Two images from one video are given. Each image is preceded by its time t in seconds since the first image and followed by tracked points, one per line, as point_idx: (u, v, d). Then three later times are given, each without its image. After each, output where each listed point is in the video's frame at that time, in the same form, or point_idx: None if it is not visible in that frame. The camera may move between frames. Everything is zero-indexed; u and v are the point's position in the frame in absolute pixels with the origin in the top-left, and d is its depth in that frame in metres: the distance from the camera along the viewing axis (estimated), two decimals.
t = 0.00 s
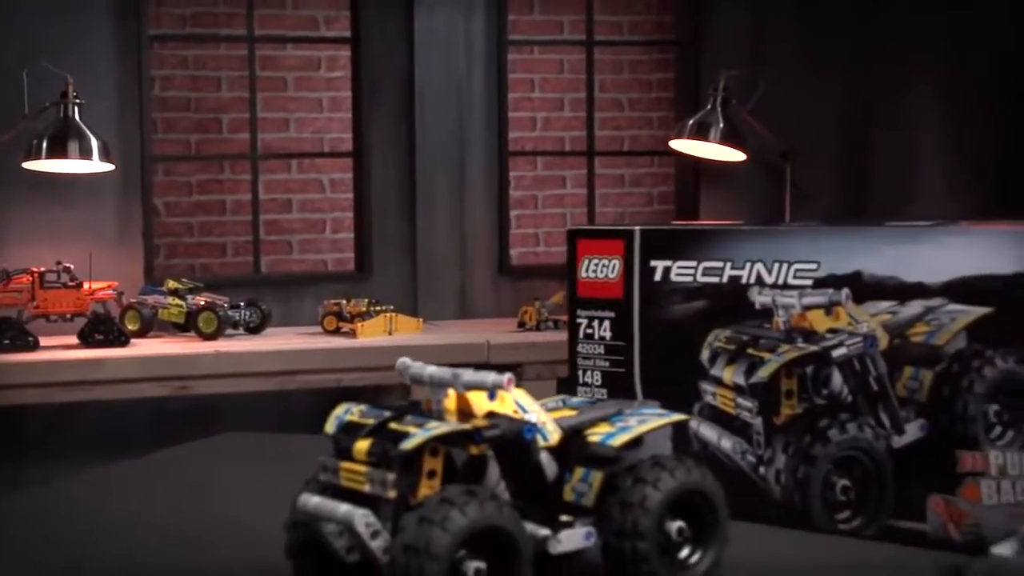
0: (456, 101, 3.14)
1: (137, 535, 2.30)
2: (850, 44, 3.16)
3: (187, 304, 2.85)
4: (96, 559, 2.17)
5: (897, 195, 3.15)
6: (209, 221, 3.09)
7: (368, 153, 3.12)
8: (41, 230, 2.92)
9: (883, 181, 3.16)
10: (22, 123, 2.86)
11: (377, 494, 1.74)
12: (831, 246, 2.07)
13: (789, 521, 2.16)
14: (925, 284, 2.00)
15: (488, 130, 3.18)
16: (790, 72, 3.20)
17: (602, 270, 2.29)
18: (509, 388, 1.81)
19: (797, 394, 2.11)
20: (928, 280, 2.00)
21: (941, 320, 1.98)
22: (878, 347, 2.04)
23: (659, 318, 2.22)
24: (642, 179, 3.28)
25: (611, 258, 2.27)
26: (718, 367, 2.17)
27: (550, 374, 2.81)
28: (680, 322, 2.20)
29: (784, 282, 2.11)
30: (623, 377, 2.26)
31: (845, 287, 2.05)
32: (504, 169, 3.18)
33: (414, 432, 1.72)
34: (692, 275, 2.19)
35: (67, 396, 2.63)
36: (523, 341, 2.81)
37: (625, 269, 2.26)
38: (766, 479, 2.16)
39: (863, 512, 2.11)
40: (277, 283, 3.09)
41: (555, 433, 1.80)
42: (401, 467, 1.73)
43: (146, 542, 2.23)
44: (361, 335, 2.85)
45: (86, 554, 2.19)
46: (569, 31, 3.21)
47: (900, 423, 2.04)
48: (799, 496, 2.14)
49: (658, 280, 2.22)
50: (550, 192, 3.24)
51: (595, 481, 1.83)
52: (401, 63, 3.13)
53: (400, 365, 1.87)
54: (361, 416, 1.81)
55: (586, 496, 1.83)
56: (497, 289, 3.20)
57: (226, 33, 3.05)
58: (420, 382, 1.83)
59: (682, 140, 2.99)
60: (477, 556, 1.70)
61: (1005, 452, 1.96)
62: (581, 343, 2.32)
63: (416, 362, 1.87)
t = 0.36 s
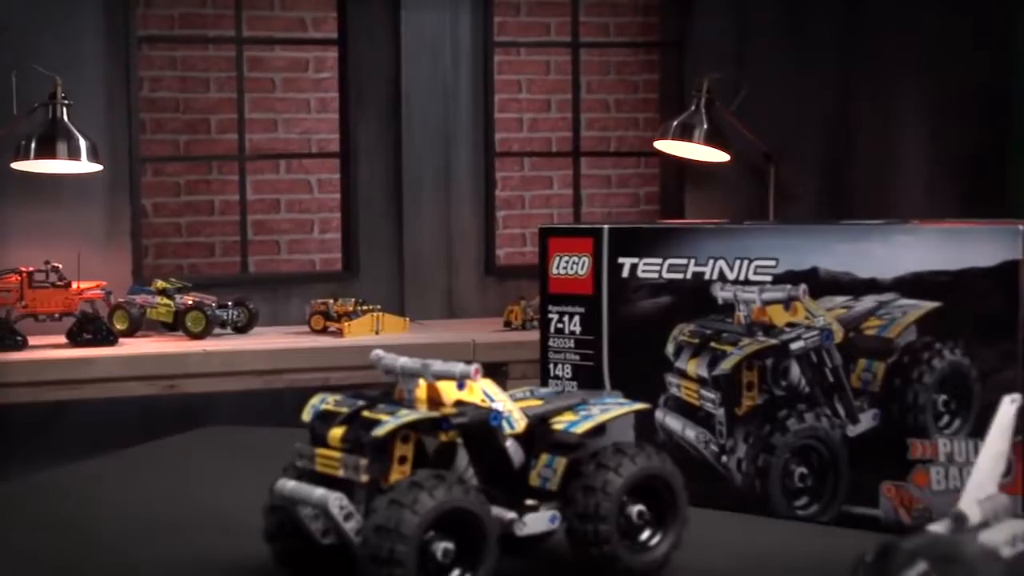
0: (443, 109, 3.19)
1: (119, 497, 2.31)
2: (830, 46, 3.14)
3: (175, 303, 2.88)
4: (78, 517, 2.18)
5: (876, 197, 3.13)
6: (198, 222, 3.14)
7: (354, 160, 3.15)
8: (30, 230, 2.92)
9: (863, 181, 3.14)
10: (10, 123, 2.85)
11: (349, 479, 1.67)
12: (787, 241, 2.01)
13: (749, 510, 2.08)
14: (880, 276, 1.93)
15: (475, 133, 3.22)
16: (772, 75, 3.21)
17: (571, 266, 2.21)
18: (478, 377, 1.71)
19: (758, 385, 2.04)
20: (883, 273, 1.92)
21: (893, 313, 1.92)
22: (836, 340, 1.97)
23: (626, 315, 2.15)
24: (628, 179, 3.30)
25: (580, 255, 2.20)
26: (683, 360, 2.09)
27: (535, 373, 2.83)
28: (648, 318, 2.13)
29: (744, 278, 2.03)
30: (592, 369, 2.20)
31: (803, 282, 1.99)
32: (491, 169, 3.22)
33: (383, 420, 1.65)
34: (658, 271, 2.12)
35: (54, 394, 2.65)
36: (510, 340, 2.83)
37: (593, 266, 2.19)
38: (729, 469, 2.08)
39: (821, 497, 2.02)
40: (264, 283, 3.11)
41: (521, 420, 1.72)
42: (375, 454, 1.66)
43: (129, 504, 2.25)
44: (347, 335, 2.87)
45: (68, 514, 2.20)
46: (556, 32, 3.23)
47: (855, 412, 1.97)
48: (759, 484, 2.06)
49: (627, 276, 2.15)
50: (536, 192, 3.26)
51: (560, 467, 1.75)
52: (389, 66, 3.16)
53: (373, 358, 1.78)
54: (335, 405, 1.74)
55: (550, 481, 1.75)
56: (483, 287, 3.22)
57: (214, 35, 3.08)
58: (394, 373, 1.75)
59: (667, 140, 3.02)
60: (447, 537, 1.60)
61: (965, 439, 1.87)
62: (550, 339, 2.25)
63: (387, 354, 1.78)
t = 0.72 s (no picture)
0: (430, 108, 3.21)
1: (107, 486, 2.33)
2: (814, 48, 3.09)
3: (164, 304, 2.90)
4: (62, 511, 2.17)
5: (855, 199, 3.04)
6: (191, 223, 3.22)
7: (343, 160, 3.18)
8: (20, 232, 2.94)
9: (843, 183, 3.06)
10: None
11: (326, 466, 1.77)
12: (753, 241, 2.12)
13: (713, 498, 2.20)
14: (838, 274, 2.05)
15: (462, 132, 3.24)
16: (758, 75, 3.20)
17: (543, 265, 2.35)
18: (448, 369, 1.81)
19: (722, 377, 2.16)
20: (839, 271, 2.05)
21: (850, 310, 2.04)
22: (795, 335, 2.09)
23: (598, 312, 2.28)
24: (615, 180, 3.33)
25: (552, 254, 2.34)
26: (651, 354, 2.22)
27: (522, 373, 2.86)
28: (617, 315, 2.26)
29: (709, 276, 2.16)
30: (564, 363, 2.33)
31: (764, 279, 2.11)
32: (478, 171, 3.23)
33: (360, 408, 1.76)
34: (627, 270, 2.24)
35: (44, 393, 2.68)
36: (497, 340, 2.85)
37: (565, 265, 2.32)
38: (695, 459, 2.21)
39: (781, 487, 2.15)
40: (253, 284, 3.13)
41: (491, 411, 1.82)
42: (351, 441, 1.77)
43: (116, 493, 2.27)
44: (335, 335, 2.89)
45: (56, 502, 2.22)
46: (543, 35, 3.26)
47: (813, 404, 2.09)
48: (724, 473, 2.18)
49: (598, 274, 2.28)
50: (524, 193, 3.29)
51: (528, 455, 1.86)
52: (377, 65, 3.18)
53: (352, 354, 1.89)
54: (314, 395, 1.84)
55: (519, 468, 1.87)
56: (470, 288, 3.24)
57: (205, 38, 3.12)
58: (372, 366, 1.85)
59: (653, 142, 3.05)
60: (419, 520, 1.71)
61: (916, 431, 2.01)
62: (524, 333, 2.39)
63: (364, 349, 1.89)
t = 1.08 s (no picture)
0: (420, 109, 3.20)
1: (98, 474, 2.35)
2: (804, 47, 3.07)
3: (155, 303, 2.92)
4: (48, 497, 2.18)
5: (842, 195, 3.06)
6: (181, 224, 3.25)
7: (333, 159, 3.17)
8: (12, 233, 2.95)
9: (831, 179, 3.07)
10: None
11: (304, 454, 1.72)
12: (714, 237, 2.06)
13: (679, 488, 2.12)
14: (797, 271, 1.99)
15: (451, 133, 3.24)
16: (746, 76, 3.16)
17: (517, 263, 2.26)
18: (424, 359, 1.77)
19: (689, 370, 2.08)
20: (800, 268, 1.99)
21: (809, 306, 1.99)
22: (759, 329, 2.02)
23: (571, 308, 2.20)
24: (604, 181, 3.38)
25: (526, 252, 2.25)
26: (622, 349, 2.14)
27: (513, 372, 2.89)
28: (592, 312, 2.18)
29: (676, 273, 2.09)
30: (540, 358, 2.24)
31: (729, 277, 2.05)
32: (467, 172, 3.25)
33: (336, 398, 1.71)
34: (599, 267, 2.17)
35: (36, 393, 2.70)
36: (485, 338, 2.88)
37: (540, 263, 2.23)
38: (663, 450, 2.12)
39: (746, 475, 2.08)
40: (243, 284, 3.15)
41: (464, 402, 1.77)
42: (328, 429, 1.72)
43: (107, 479, 2.29)
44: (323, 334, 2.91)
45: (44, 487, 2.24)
46: (533, 36, 3.30)
47: (776, 396, 2.02)
48: (691, 463, 2.09)
49: (570, 271, 2.20)
50: (514, 194, 3.34)
51: (498, 444, 1.79)
52: (366, 65, 3.17)
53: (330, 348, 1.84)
54: (294, 386, 1.80)
55: (490, 457, 1.80)
56: (460, 287, 3.25)
57: (195, 39, 3.14)
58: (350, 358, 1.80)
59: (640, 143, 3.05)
60: (394, 506, 1.64)
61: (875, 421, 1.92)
62: (500, 332, 2.29)
63: (341, 341, 1.84)
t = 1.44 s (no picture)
0: (406, 107, 3.22)
1: (84, 464, 2.37)
2: (788, 48, 3.13)
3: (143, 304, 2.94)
4: (34, 487, 2.20)
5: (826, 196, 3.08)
6: (170, 225, 3.27)
7: (319, 159, 3.19)
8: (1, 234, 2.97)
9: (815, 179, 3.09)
10: None
11: (282, 444, 1.76)
12: (680, 235, 2.09)
13: (646, 479, 2.14)
14: (756, 270, 2.02)
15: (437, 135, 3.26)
16: (728, 79, 3.20)
17: (491, 261, 2.28)
18: (397, 353, 1.81)
19: (656, 365, 2.09)
20: (759, 266, 2.02)
21: (770, 301, 2.01)
22: (722, 325, 2.05)
23: (541, 305, 2.21)
24: (590, 182, 3.41)
25: (500, 250, 2.26)
26: (591, 344, 2.15)
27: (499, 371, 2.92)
28: (561, 309, 2.19)
29: (642, 270, 2.11)
30: (512, 354, 2.25)
31: (694, 274, 2.07)
32: (453, 173, 3.27)
33: (313, 390, 1.74)
34: (569, 265, 2.18)
35: (23, 393, 2.71)
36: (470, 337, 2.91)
37: (512, 261, 2.25)
38: (631, 443, 2.13)
39: (710, 465, 2.10)
40: (231, 286, 3.17)
41: (435, 394, 1.82)
42: (305, 420, 1.75)
43: (93, 470, 2.32)
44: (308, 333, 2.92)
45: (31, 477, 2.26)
46: (519, 39, 3.32)
47: (739, 389, 2.04)
48: (657, 455, 2.11)
49: (542, 269, 2.21)
50: (501, 196, 3.37)
51: (469, 433, 1.82)
52: (353, 66, 3.19)
53: (306, 342, 1.86)
54: (272, 378, 1.82)
55: (461, 447, 1.82)
56: (447, 287, 3.28)
57: (183, 42, 3.17)
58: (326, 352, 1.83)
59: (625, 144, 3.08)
60: (368, 493, 1.67)
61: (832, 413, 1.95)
62: (474, 328, 2.30)
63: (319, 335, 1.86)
